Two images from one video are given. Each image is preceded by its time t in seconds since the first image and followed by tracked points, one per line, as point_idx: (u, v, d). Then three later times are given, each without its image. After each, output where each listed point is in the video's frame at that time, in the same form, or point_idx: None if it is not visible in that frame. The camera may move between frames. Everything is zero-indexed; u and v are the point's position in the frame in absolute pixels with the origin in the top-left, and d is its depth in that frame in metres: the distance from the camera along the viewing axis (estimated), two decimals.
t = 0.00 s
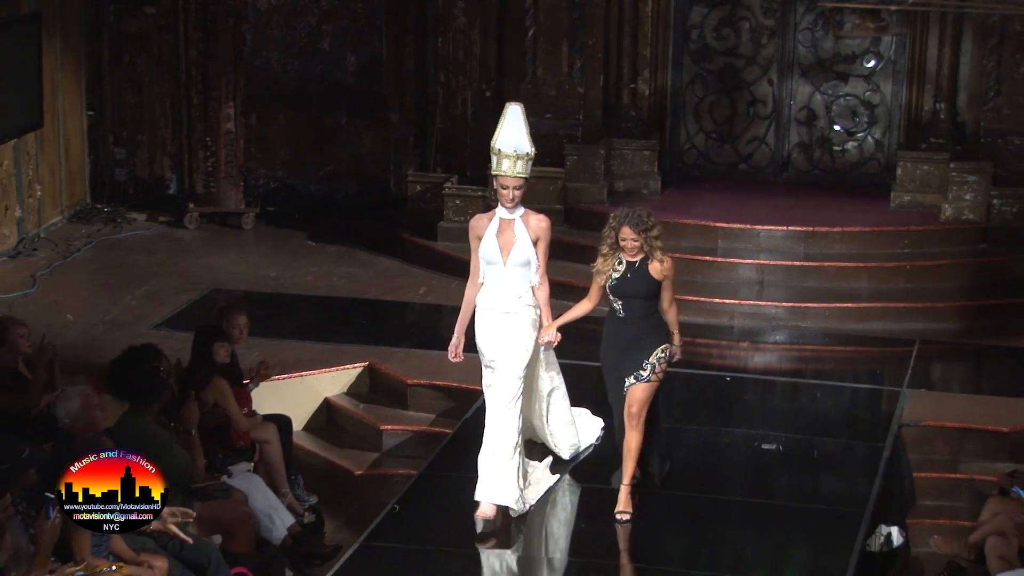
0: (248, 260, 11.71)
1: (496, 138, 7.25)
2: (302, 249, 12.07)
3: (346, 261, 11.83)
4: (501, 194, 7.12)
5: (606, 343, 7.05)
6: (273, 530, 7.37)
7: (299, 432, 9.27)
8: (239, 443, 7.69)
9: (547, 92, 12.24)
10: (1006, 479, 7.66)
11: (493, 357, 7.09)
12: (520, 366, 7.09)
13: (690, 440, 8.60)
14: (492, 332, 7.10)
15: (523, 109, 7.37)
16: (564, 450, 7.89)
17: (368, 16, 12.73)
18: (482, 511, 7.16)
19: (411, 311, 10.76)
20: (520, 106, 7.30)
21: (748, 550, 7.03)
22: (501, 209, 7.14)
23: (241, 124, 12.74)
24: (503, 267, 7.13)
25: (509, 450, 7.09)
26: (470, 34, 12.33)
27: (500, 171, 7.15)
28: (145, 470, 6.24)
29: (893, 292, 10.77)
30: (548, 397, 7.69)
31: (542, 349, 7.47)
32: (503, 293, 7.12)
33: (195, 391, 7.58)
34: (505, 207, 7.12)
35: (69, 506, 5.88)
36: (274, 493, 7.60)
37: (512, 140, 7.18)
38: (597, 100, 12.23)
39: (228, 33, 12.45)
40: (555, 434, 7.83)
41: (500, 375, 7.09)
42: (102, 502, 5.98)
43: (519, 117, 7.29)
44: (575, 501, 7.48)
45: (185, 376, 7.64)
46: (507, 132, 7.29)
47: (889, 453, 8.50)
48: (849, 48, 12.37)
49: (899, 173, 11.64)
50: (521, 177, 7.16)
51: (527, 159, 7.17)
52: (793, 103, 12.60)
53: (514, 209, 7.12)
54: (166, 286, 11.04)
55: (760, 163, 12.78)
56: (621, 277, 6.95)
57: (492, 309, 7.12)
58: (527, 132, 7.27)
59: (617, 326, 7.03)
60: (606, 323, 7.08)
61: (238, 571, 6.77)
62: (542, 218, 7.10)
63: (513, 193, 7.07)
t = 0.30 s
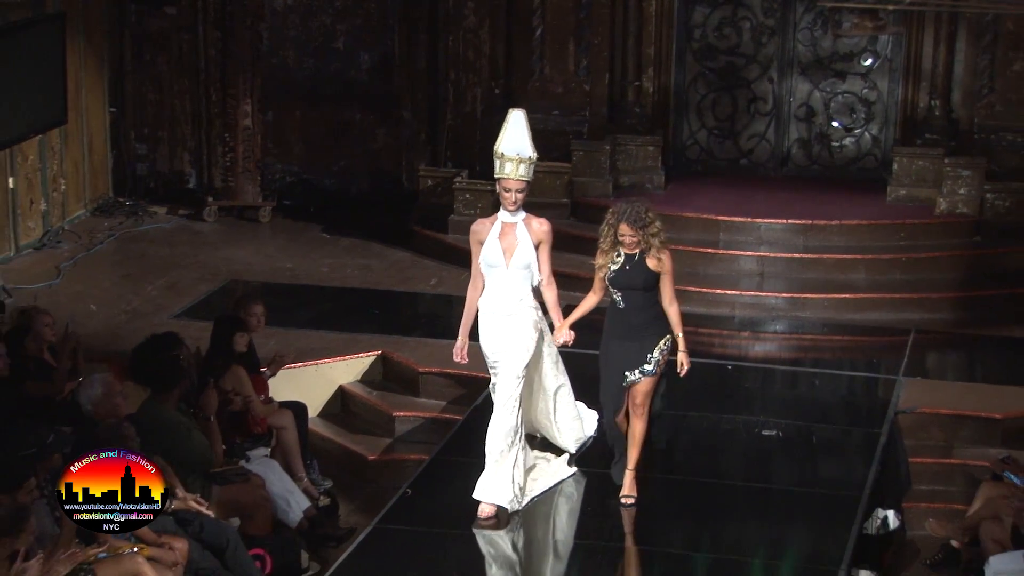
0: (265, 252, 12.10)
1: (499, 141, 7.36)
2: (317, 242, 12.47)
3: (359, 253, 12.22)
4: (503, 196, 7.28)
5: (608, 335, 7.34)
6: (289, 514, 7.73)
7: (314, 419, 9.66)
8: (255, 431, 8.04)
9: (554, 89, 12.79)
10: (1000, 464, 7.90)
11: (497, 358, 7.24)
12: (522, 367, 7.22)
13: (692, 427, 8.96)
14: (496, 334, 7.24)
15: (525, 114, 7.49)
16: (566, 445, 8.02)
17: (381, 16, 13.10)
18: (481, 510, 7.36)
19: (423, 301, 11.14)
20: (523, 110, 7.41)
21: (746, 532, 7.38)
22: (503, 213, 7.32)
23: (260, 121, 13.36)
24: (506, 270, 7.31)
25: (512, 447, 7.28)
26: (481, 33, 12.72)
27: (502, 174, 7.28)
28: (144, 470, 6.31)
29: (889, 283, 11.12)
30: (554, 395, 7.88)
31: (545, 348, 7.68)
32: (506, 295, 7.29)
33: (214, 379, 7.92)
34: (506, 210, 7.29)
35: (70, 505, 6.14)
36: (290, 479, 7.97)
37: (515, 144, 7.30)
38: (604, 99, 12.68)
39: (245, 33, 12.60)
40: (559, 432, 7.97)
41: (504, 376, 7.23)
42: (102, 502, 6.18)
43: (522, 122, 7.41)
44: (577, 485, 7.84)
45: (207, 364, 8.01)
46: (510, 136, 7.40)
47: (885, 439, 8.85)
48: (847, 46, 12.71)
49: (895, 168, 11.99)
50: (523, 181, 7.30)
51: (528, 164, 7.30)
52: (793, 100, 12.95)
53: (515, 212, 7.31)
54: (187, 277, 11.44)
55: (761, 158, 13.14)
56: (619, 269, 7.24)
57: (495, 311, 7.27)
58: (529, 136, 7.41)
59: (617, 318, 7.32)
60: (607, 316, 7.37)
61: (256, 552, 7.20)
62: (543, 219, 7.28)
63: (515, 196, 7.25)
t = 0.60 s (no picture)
0: (278, 248, 12.39)
1: (501, 140, 7.52)
2: (328, 238, 12.76)
3: (370, 249, 12.50)
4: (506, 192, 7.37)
5: (608, 331, 7.36)
6: (301, 502, 8.04)
7: (326, 410, 9.95)
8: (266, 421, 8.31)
9: (560, 88, 13.00)
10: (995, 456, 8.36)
11: (498, 351, 7.46)
12: (523, 361, 7.45)
13: (694, 418, 9.22)
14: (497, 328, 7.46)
15: (527, 113, 7.66)
16: (570, 437, 8.07)
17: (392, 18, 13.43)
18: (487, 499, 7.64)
19: (432, 295, 11.43)
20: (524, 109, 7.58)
21: (746, 518, 7.66)
22: (506, 210, 7.49)
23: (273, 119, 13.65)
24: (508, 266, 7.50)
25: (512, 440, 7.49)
26: (490, 33, 13.03)
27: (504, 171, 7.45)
28: (144, 470, 6.38)
29: (888, 277, 11.40)
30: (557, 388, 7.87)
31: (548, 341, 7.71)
32: (508, 290, 7.49)
33: (228, 370, 8.20)
34: (510, 208, 7.44)
35: (70, 505, 6.31)
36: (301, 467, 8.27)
37: (517, 142, 7.46)
38: (609, 95, 12.85)
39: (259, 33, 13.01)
40: (563, 425, 8.00)
41: (503, 370, 7.46)
42: (102, 502, 6.26)
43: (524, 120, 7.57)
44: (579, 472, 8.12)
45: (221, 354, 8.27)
46: (512, 134, 7.57)
47: (884, 430, 9.12)
48: (846, 45, 12.98)
49: (893, 165, 12.29)
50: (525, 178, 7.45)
51: (531, 160, 7.47)
52: (794, 99, 13.22)
53: (518, 208, 7.47)
54: (201, 271, 11.72)
55: (762, 155, 13.41)
56: (621, 266, 7.30)
57: (497, 306, 7.49)
58: (532, 135, 7.56)
59: (618, 314, 7.36)
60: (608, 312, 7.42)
61: (268, 540, 7.38)
62: (545, 217, 7.44)
63: (518, 191, 7.32)
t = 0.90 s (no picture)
0: (295, 242, 12.79)
1: (504, 137, 7.74)
2: (345, 232, 13.18)
3: (384, 243, 12.90)
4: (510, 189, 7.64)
5: (611, 334, 7.69)
6: (317, 488, 8.43)
7: (342, 399, 10.36)
8: (285, 410, 8.71)
9: (569, 87, 13.35)
10: (991, 443, 8.65)
11: (501, 344, 7.73)
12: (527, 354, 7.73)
13: (697, 408, 9.60)
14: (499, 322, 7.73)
15: (530, 110, 7.87)
16: (573, 429, 8.42)
17: (405, 20, 13.84)
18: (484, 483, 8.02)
19: (445, 287, 11.84)
20: (527, 108, 7.80)
21: (749, 504, 8.04)
22: (511, 207, 7.75)
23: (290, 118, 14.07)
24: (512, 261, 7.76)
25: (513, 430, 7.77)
26: (500, 35, 13.36)
27: (508, 168, 7.68)
28: (145, 470, 6.57)
29: (886, 271, 11.76)
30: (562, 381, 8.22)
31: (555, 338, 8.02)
32: (512, 286, 7.74)
33: (246, 360, 8.56)
34: (513, 204, 7.70)
35: (70, 506, 6.33)
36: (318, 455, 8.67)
37: (520, 140, 7.68)
38: (614, 96, 13.30)
39: (277, 35, 13.62)
40: (568, 417, 8.36)
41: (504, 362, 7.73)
42: (101, 503, 6.35)
43: (527, 118, 7.79)
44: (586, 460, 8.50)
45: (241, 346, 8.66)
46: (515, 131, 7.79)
47: (882, 419, 9.49)
48: (846, 46, 13.37)
49: (891, 162, 12.65)
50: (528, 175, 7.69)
51: (534, 157, 7.70)
52: (795, 98, 13.62)
53: (522, 205, 7.74)
54: (221, 266, 12.12)
55: (764, 153, 13.81)
56: (624, 269, 7.61)
57: (500, 301, 7.75)
58: (536, 131, 7.76)
59: (621, 317, 7.68)
60: (610, 315, 7.73)
61: (286, 525, 7.83)
62: (549, 214, 7.70)
63: (521, 188, 7.60)
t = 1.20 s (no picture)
0: (308, 237, 13.19)
1: (505, 142, 8.02)
2: (357, 227, 13.58)
3: (395, 237, 13.31)
4: (512, 193, 7.90)
5: (608, 337, 7.87)
6: (330, 475, 8.82)
7: (353, 388, 10.74)
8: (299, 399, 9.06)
9: (574, 87, 13.61)
10: (983, 432, 8.94)
11: (502, 343, 7.93)
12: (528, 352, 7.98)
13: (698, 397, 9.98)
14: (501, 321, 7.95)
15: (530, 115, 8.17)
16: (572, 426, 8.60)
17: (416, 21, 14.25)
18: (490, 492, 8.05)
19: (455, 280, 12.24)
20: (527, 112, 8.09)
21: (749, 490, 8.42)
22: (513, 210, 8.00)
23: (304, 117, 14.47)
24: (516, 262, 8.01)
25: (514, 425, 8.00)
26: (506, 36, 13.74)
27: (509, 172, 7.97)
28: (145, 470, 6.81)
29: (881, 265, 12.14)
30: (562, 380, 8.43)
31: (553, 337, 8.26)
32: (514, 286, 7.99)
33: (262, 351, 8.96)
34: (515, 207, 7.96)
35: (70, 505, 6.69)
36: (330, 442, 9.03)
37: (520, 144, 7.96)
38: (617, 96, 13.57)
39: (291, 35, 14.16)
40: (567, 416, 8.55)
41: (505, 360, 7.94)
42: (101, 503, 6.68)
43: (527, 123, 8.08)
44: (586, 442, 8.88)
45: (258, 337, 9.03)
46: (516, 136, 8.07)
47: (877, 407, 9.86)
48: (843, 46, 13.82)
49: (887, 160, 13.02)
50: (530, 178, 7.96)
51: (535, 161, 7.98)
52: (794, 97, 14.07)
53: (525, 208, 8.00)
54: (237, 259, 12.52)
55: (764, 150, 14.25)
56: (620, 273, 7.82)
57: (502, 301, 7.97)
58: (535, 136, 8.05)
59: (618, 320, 7.89)
60: (608, 318, 7.93)
61: (299, 511, 8.26)
62: (552, 215, 7.97)
63: (523, 192, 7.85)
